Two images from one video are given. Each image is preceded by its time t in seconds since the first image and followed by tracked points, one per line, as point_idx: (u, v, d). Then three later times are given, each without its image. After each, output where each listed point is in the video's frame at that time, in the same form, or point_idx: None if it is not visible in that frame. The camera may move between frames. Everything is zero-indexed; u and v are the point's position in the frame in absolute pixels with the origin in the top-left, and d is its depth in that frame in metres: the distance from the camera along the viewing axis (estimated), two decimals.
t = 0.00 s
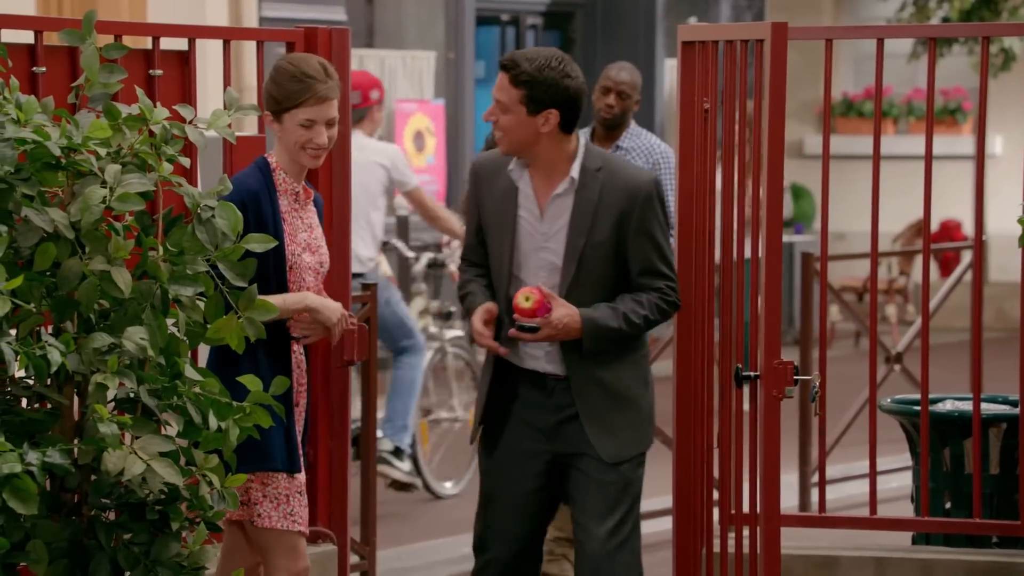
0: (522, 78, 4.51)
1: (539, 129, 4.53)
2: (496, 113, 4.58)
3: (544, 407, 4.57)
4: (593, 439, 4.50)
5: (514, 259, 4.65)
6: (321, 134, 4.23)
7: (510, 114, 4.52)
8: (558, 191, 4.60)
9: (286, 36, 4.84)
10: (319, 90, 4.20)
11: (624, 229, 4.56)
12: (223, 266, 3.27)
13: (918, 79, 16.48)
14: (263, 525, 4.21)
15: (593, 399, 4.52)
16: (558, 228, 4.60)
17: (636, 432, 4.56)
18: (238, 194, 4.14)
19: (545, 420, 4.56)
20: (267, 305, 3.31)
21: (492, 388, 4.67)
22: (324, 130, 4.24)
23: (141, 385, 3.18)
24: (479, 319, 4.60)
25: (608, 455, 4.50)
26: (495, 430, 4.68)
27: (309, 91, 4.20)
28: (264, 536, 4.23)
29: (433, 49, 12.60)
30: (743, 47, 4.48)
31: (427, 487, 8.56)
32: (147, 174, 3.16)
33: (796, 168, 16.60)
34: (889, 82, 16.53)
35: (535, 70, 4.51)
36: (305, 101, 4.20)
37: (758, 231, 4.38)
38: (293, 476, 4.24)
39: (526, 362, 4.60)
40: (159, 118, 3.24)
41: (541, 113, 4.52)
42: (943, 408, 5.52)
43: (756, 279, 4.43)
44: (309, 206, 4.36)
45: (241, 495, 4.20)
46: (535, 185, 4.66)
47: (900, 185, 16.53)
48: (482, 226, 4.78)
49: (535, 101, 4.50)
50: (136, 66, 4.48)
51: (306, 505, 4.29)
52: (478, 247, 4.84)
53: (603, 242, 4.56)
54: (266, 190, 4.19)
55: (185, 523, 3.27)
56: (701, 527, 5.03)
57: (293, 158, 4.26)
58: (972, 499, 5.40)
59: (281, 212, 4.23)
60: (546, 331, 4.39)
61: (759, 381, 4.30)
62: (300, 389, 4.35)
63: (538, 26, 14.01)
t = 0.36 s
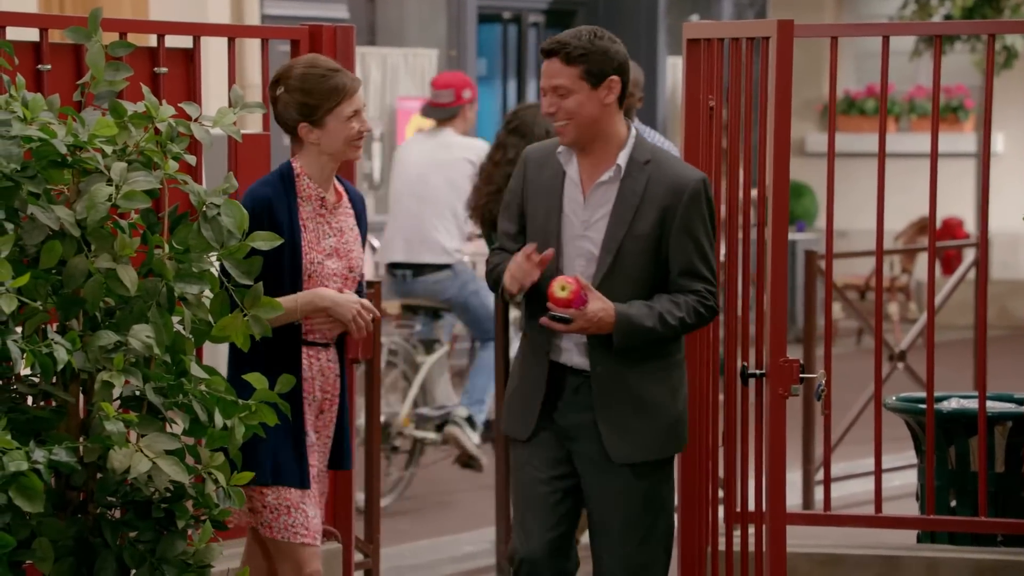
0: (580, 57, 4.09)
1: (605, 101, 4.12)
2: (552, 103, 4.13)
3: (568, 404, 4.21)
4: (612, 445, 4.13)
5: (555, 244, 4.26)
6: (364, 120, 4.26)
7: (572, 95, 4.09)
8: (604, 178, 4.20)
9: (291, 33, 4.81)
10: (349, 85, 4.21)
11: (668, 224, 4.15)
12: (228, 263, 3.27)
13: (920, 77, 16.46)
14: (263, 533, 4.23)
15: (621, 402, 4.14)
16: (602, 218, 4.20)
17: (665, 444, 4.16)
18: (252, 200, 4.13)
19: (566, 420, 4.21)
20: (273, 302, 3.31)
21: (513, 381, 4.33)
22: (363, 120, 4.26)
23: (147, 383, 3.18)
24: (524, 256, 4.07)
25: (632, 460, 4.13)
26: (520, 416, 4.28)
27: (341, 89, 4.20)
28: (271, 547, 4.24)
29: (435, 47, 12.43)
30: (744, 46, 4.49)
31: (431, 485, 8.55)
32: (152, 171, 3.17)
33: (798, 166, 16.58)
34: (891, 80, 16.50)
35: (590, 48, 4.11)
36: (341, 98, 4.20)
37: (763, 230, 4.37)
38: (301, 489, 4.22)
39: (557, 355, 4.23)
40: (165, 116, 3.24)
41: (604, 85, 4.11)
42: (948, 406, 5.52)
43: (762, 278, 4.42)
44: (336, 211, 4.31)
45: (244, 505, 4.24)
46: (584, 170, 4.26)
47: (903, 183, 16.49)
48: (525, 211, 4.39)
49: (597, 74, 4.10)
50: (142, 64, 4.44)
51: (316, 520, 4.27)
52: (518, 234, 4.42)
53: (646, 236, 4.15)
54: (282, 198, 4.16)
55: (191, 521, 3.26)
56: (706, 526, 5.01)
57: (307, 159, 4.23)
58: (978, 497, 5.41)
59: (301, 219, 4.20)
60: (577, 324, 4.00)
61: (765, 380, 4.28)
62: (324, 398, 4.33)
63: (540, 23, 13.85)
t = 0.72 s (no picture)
0: (602, 72, 3.90)
1: (625, 109, 3.97)
2: (580, 123, 3.89)
3: (591, 436, 4.00)
4: (637, 469, 3.96)
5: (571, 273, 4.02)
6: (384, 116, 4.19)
7: (598, 111, 3.88)
8: (619, 198, 4.02)
9: (297, 34, 4.77)
10: (367, 77, 4.13)
11: (688, 238, 4.01)
12: (235, 263, 3.27)
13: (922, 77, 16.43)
14: (298, 546, 4.16)
15: (649, 426, 3.97)
16: (620, 238, 4.02)
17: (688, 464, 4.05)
18: (263, 203, 4.09)
19: (590, 451, 4.00)
20: (279, 303, 3.31)
21: (521, 417, 4.07)
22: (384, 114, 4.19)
23: (153, 384, 3.18)
24: (550, 321, 3.89)
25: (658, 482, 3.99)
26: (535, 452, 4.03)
27: (359, 82, 4.13)
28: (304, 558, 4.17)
29: (438, 48, 12.18)
30: (749, 46, 4.48)
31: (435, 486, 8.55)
32: (159, 172, 3.17)
33: (800, 166, 16.55)
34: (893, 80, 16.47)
35: (607, 62, 3.92)
36: (360, 92, 4.13)
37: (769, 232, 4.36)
38: (334, 499, 4.12)
39: (580, 385, 4.01)
40: (172, 116, 3.24)
41: (620, 95, 3.95)
42: (954, 407, 5.51)
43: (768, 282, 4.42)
44: (362, 205, 4.22)
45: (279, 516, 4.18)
46: (592, 191, 4.06)
47: (906, 183, 16.47)
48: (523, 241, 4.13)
49: (615, 85, 3.92)
50: (147, 65, 4.38)
51: (354, 529, 4.15)
52: (515, 265, 4.16)
53: (668, 253, 4.00)
54: (294, 197, 4.12)
55: (197, 522, 3.27)
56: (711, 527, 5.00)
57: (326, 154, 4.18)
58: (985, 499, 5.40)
59: (316, 216, 4.15)
60: (624, 351, 3.82)
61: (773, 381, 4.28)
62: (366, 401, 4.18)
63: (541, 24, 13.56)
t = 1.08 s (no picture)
0: (577, 51, 3.63)
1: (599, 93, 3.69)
2: (552, 101, 3.60)
3: (604, 444, 3.68)
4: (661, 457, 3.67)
5: (561, 268, 3.70)
6: (373, 126, 3.85)
7: (571, 90, 3.61)
8: (604, 181, 3.72)
9: (302, 36, 4.72)
10: (363, 77, 3.83)
11: (679, 214, 3.73)
12: (242, 264, 3.26)
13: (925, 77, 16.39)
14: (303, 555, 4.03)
15: (665, 417, 3.67)
16: (610, 224, 3.70)
17: (709, 449, 3.75)
18: (285, 204, 3.99)
19: (599, 457, 3.67)
20: (286, 304, 3.30)
21: (521, 431, 3.74)
22: (376, 122, 3.85)
23: (161, 384, 3.18)
24: (554, 331, 3.56)
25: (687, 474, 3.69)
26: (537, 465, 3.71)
27: (356, 81, 3.84)
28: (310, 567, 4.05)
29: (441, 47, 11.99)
30: (757, 45, 4.46)
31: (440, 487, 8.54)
32: (166, 172, 3.17)
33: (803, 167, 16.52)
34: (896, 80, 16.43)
35: (584, 43, 3.65)
36: (351, 91, 3.84)
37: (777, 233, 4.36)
38: (334, 511, 3.94)
39: (582, 385, 3.68)
40: (179, 117, 3.24)
41: (594, 80, 3.67)
42: (962, 408, 5.51)
43: (775, 283, 4.41)
44: (381, 211, 3.97)
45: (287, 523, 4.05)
46: (570, 179, 3.75)
47: (910, 183, 16.44)
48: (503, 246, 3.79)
49: (591, 67, 3.65)
50: (154, 66, 4.32)
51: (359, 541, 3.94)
52: (497, 274, 3.82)
53: (662, 231, 3.70)
54: (309, 198, 3.98)
55: (205, 522, 3.27)
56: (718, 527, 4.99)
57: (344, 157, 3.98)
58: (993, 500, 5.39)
59: (324, 221, 3.97)
60: (641, 343, 3.56)
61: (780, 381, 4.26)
62: (375, 411, 3.91)
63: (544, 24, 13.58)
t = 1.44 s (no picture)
0: (596, 59, 3.46)
1: (615, 103, 3.52)
2: (564, 109, 3.46)
3: (627, 456, 3.53)
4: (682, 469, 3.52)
5: (580, 277, 3.56)
6: (391, 137, 3.76)
7: (586, 100, 3.46)
8: (622, 188, 3.58)
9: (311, 38, 4.71)
10: (376, 88, 3.76)
11: (698, 220, 3.59)
12: (252, 266, 3.26)
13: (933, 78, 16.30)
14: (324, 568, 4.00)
15: (683, 429, 3.53)
16: (629, 230, 3.56)
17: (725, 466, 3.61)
18: (316, 214, 3.91)
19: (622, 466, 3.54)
20: (297, 307, 3.31)
21: (539, 443, 3.59)
22: (393, 132, 3.77)
23: (172, 387, 3.19)
24: (599, 337, 3.39)
25: (703, 490, 3.54)
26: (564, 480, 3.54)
27: (369, 93, 3.77)
28: None
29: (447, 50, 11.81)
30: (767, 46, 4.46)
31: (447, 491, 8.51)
32: (177, 175, 3.18)
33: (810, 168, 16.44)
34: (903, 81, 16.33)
35: (602, 49, 3.49)
36: (365, 103, 3.77)
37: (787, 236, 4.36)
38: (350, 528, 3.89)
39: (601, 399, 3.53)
40: (190, 120, 3.26)
41: (614, 88, 3.52)
42: (973, 411, 5.49)
43: (785, 287, 4.41)
44: (413, 222, 3.87)
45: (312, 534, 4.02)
46: (586, 185, 3.60)
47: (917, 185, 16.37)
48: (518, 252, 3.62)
49: (610, 75, 3.49)
50: (164, 67, 4.23)
51: (370, 560, 3.88)
52: (513, 281, 3.63)
53: (681, 238, 3.56)
54: (337, 209, 3.90)
55: (215, 525, 3.28)
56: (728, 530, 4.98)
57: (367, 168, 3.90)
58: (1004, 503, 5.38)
59: (355, 232, 3.89)
60: (664, 348, 3.42)
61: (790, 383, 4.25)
62: (399, 429, 3.82)
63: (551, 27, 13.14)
